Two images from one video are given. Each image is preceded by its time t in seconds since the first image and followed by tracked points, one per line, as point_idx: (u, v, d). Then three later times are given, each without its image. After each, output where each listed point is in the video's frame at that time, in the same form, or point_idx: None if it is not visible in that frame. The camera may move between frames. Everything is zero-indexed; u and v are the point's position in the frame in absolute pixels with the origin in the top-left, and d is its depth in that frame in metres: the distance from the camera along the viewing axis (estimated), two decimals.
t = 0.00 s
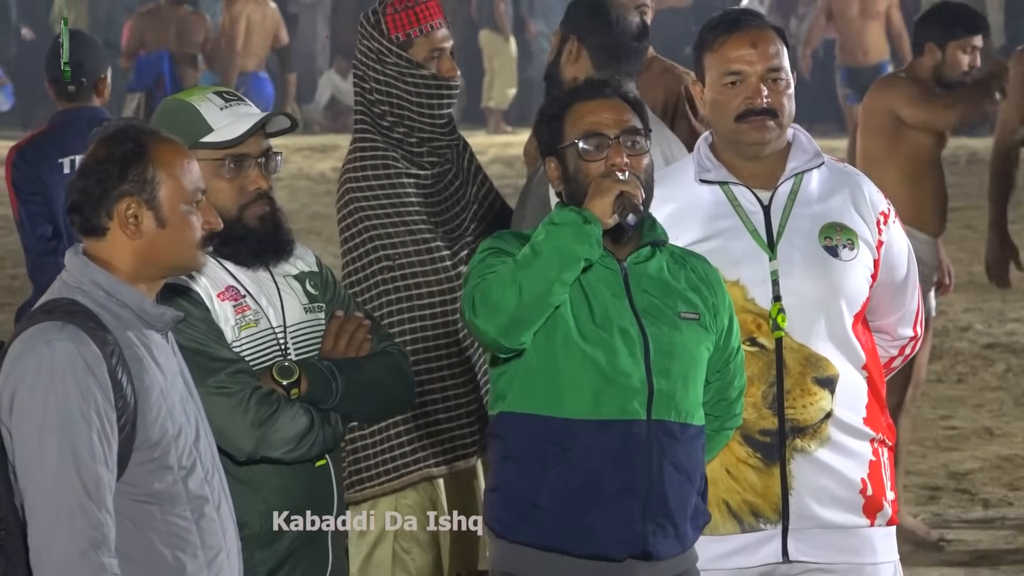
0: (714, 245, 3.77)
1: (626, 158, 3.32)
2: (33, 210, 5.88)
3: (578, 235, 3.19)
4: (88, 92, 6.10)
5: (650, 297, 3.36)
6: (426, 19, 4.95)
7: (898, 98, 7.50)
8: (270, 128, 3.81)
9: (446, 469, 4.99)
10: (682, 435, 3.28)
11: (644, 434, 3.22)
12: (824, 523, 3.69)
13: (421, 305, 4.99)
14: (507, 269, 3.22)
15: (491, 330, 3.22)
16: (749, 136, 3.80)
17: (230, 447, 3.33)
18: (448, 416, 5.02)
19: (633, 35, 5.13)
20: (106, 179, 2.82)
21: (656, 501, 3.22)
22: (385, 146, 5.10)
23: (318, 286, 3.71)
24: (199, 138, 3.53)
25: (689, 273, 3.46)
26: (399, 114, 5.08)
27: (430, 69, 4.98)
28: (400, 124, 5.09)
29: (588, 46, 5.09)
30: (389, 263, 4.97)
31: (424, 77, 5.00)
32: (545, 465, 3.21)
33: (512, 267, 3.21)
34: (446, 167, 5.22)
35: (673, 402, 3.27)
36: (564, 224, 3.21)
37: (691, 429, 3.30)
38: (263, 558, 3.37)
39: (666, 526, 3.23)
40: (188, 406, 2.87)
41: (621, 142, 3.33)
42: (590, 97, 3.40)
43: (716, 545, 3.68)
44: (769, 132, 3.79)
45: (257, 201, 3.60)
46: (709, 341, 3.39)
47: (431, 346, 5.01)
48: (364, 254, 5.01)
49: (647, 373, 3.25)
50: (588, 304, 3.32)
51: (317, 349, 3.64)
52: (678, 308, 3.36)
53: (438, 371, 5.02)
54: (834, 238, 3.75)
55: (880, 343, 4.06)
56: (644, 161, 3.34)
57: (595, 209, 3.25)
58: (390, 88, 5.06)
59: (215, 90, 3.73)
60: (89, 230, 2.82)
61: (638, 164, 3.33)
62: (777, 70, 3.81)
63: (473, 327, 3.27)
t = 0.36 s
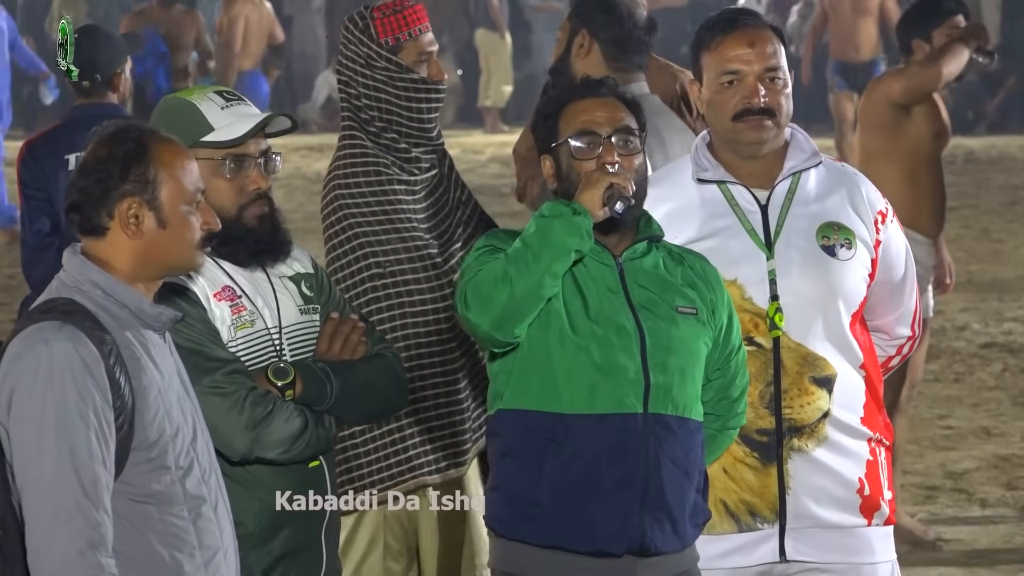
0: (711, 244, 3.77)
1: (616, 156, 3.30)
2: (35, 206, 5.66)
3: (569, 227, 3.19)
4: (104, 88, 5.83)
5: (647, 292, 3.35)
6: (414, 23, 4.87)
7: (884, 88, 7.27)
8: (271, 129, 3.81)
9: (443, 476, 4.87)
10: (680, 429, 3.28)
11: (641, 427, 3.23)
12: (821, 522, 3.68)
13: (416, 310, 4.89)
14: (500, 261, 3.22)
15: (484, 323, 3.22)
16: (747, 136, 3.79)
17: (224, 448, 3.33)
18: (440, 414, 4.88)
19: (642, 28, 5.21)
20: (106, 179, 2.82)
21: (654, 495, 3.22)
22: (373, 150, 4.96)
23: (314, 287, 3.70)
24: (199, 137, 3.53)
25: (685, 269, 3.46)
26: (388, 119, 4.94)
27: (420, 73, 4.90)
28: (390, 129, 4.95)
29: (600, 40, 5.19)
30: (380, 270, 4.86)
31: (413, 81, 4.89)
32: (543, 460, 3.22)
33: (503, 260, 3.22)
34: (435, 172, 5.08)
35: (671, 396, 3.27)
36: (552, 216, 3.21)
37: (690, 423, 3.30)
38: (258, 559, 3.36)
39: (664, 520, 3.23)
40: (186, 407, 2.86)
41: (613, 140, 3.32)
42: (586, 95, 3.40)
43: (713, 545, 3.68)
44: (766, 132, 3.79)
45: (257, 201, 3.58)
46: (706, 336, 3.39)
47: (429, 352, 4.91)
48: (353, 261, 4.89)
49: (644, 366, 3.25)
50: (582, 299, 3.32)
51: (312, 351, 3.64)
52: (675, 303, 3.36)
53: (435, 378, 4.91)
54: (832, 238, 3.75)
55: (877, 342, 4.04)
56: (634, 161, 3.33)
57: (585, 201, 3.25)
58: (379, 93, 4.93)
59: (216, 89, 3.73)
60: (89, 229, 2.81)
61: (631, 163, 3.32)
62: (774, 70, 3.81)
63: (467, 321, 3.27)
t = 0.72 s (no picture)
0: (710, 243, 3.77)
1: (615, 158, 3.31)
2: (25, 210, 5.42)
3: (567, 232, 3.18)
4: (102, 90, 5.76)
5: (645, 293, 3.34)
6: (396, 19, 4.75)
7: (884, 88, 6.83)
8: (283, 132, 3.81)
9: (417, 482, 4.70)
10: (676, 430, 3.27)
11: (638, 428, 3.22)
12: (819, 521, 3.69)
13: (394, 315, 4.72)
14: (499, 266, 3.22)
15: (483, 329, 3.22)
16: (745, 135, 3.80)
17: (222, 448, 3.33)
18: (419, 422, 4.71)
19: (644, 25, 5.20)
20: (112, 178, 2.82)
21: (651, 498, 3.22)
22: (354, 150, 4.80)
23: (310, 287, 3.69)
24: (214, 137, 3.52)
25: (684, 269, 3.44)
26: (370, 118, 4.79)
27: (404, 69, 4.76)
28: (372, 128, 4.79)
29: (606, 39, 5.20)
30: (358, 272, 4.70)
31: (396, 78, 4.75)
32: (541, 460, 3.22)
33: (502, 265, 3.22)
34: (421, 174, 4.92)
35: (668, 396, 3.26)
36: (551, 221, 3.20)
37: (688, 424, 3.30)
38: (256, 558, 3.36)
39: (660, 522, 3.23)
40: (185, 406, 2.85)
41: (610, 141, 3.32)
42: (585, 95, 3.40)
43: (712, 544, 3.67)
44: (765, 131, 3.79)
45: (266, 204, 3.59)
46: (706, 337, 3.38)
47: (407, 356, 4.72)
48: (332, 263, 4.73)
49: (642, 367, 3.25)
50: (578, 299, 3.31)
51: (309, 352, 3.63)
52: (673, 304, 3.35)
53: (415, 386, 4.72)
54: (830, 237, 3.76)
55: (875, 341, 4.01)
56: (634, 162, 3.33)
57: (583, 206, 3.23)
58: (361, 90, 4.78)
59: (225, 87, 3.70)
60: (92, 229, 2.80)
61: (629, 163, 3.32)
62: (771, 69, 3.81)
63: (466, 328, 3.27)
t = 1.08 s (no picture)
0: (706, 244, 3.76)
1: (614, 158, 3.30)
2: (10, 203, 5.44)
3: (569, 232, 3.19)
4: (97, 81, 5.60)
5: (644, 294, 3.34)
6: (413, 23, 4.57)
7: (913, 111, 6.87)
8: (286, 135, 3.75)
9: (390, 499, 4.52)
10: (675, 431, 3.27)
11: (636, 428, 3.23)
12: (815, 522, 3.69)
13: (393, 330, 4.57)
14: (496, 268, 3.22)
15: (486, 329, 3.22)
16: (741, 137, 3.80)
17: (221, 450, 3.34)
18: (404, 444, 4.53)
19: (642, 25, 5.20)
20: (109, 178, 2.81)
21: (649, 498, 3.22)
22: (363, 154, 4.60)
23: (306, 287, 3.67)
24: (222, 141, 3.49)
25: (682, 270, 3.44)
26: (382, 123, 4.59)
27: (410, 77, 4.55)
28: (384, 133, 4.59)
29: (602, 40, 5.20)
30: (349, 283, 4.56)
31: (405, 85, 4.55)
32: (539, 460, 3.23)
33: (500, 266, 3.22)
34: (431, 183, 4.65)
35: (667, 397, 3.26)
36: (552, 222, 3.20)
37: (687, 424, 3.30)
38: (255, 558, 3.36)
39: (659, 521, 3.23)
40: (183, 406, 2.85)
41: (610, 143, 3.32)
42: (583, 96, 3.40)
43: (707, 544, 3.67)
44: (761, 132, 3.79)
45: (268, 208, 3.56)
46: (705, 338, 3.38)
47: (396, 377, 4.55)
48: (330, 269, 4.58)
49: (640, 368, 3.25)
50: (576, 300, 3.31)
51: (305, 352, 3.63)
52: (672, 305, 3.35)
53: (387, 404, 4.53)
54: (827, 239, 3.76)
55: (877, 342, 4.02)
56: (633, 162, 3.33)
57: (584, 206, 3.24)
58: (376, 95, 4.59)
59: (228, 90, 3.65)
60: (89, 229, 2.80)
61: (629, 164, 3.32)
62: (768, 70, 3.81)
63: (467, 327, 3.28)
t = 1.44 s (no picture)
0: (705, 243, 3.78)
1: (611, 158, 3.30)
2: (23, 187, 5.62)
3: (563, 231, 3.18)
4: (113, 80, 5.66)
5: (641, 293, 3.35)
6: (453, 22, 4.69)
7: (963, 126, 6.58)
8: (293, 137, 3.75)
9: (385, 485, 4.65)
10: (674, 430, 3.27)
11: (634, 427, 3.23)
12: (808, 522, 3.70)
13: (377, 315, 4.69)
14: (492, 270, 3.23)
15: (482, 330, 3.23)
16: (739, 137, 3.81)
17: (222, 450, 3.34)
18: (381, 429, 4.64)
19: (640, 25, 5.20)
20: (106, 177, 2.81)
21: (648, 496, 3.22)
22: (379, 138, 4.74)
23: (305, 286, 3.67)
24: (228, 141, 3.48)
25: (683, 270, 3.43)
26: (400, 114, 4.74)
27: (430, 72, 4.70)
28: (399, 124, 4.74)
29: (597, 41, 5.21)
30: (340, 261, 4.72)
31: (423, 79, 4.71)
32: (538, 459, 3.23)
33: (496, 267, 3.22)
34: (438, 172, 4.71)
35: (665, 396, 3.26)
36: (546, 221, 3.20)
37: (686, 423, 3.30)
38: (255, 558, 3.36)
39: (658, 520, 3.23)
40: (182, 404, 2.85)
41: (608, 141, 3.31)
42: (582, 97, 3.40)
43: (701, 542, 3.68)
44: (759, 132, 3.80)
45: (269, 209, 3.56)
46: (704, 338, 3.38)
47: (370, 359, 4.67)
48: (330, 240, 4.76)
49: (638, 367, 3.25)
50: (574, 300, 3.32)
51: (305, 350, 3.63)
52: (671, 304, 3.35)
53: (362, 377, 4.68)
54: (826, 238, 3.75)
55: (884, 343, 4.01)
56: (631, 161, 3.32)
57: (579, 205, 3.24)
58: (403, 87, 4.75)
59: (233, 90, 3.65)
60: (87, 228, 2.81)
61: (627, 164, 3.31)
62: (763, 70, 3.82)
63: (465, 328, 3.28)
